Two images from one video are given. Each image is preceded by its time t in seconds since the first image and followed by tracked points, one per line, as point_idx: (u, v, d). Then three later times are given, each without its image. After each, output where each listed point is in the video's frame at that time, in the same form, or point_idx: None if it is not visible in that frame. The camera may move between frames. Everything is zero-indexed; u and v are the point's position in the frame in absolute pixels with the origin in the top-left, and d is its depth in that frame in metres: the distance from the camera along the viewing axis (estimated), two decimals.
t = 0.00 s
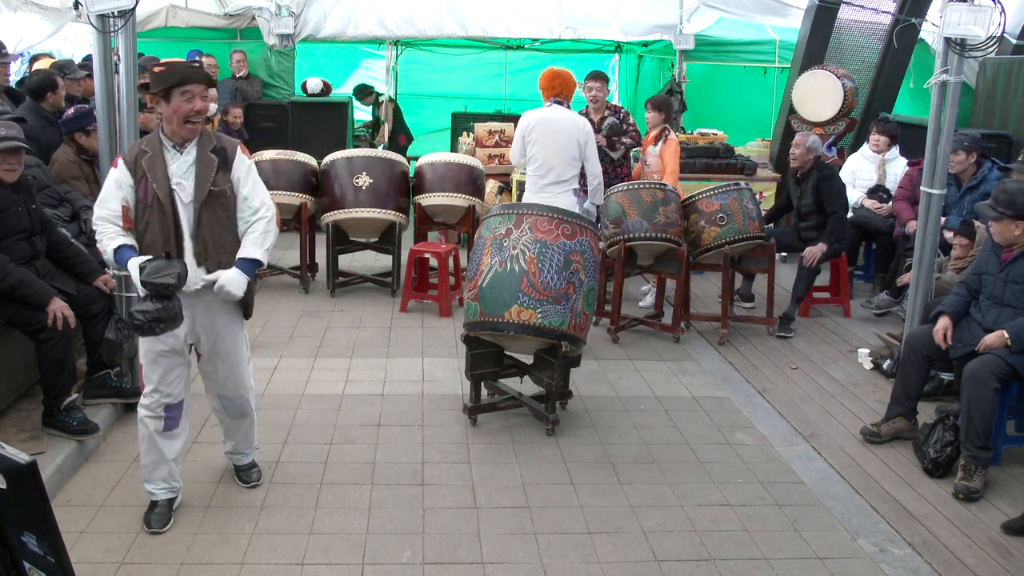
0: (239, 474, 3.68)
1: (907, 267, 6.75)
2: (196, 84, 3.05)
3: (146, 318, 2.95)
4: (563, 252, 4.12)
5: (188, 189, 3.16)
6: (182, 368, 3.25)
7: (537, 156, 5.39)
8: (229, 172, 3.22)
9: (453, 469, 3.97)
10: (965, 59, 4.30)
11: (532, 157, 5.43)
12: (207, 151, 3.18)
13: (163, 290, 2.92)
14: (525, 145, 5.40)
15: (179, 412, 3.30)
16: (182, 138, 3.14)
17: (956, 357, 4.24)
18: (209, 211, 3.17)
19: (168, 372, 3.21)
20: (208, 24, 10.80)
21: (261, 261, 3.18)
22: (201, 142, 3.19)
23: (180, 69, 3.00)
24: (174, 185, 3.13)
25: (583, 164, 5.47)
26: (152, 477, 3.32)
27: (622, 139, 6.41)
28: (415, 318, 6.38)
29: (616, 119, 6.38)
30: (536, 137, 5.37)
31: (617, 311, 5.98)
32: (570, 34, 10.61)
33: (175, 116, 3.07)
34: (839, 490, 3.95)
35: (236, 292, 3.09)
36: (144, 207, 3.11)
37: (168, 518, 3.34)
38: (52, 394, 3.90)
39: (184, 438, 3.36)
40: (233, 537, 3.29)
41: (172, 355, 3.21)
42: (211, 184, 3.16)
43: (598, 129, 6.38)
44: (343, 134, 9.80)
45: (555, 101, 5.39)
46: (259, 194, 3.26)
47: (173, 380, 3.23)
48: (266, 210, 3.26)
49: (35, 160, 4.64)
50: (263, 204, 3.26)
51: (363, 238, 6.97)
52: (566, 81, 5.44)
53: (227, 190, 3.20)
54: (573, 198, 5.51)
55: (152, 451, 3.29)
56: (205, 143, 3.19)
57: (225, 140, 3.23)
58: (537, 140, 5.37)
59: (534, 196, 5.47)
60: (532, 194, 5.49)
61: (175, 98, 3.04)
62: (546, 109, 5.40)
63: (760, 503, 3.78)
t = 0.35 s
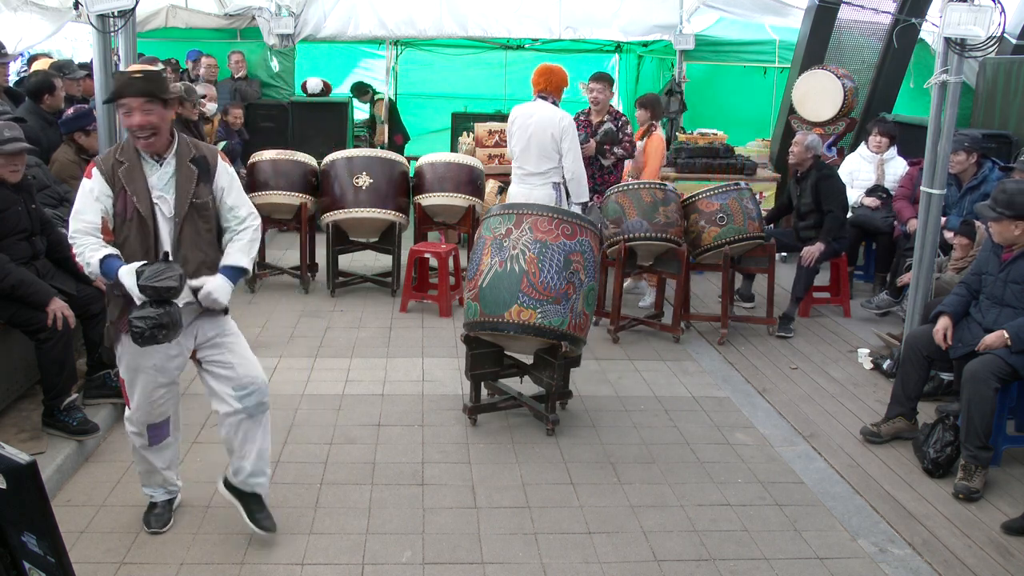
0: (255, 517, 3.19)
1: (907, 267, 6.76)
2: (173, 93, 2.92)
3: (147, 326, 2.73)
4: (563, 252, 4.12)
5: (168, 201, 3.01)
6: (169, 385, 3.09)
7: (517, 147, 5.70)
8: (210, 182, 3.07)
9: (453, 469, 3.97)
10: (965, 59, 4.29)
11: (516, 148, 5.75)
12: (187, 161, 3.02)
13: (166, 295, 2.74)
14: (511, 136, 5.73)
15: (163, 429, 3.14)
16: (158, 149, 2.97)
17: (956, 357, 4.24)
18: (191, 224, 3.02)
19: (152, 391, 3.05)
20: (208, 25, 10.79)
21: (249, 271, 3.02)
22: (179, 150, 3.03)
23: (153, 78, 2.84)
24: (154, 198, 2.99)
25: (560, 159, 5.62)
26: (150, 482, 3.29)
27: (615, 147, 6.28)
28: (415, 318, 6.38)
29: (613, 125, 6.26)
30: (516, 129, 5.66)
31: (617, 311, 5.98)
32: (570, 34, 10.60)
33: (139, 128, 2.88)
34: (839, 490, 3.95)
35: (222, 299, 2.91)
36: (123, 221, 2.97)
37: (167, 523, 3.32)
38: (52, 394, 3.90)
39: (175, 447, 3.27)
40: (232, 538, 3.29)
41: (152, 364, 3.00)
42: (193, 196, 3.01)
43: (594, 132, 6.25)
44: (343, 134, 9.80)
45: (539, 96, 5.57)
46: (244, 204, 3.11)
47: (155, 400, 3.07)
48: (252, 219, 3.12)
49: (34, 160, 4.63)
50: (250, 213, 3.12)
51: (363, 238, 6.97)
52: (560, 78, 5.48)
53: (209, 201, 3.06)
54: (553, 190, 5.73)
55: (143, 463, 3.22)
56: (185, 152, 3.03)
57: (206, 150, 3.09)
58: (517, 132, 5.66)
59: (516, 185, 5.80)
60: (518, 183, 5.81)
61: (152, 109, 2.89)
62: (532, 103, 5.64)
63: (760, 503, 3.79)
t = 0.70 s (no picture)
0: (257, 546, 3.15)
1: (907, 267, 6.76)
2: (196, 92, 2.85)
3: (148, 330, 2.69)
4: (563, 252, 4.12)
5: (178, 201, 2.90)
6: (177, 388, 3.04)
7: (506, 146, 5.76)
8: (225, 185, 2.93)
9: (453, 469, 3.97)
10: (965, 59, 4.29)
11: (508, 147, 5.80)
12: (202, 162, 2.89)
13: (163, 296, 2.66)
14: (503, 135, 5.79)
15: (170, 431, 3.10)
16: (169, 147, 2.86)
17: (956, 357, 4.24)
18: (198, 228, 2.90)
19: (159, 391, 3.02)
20: (208, 24, 10.79)
21: (239, 276, 2.88)
22: (197, 149, 2.91)
23: (178, 75, 2.76)
24: (164, 197, 2.88)
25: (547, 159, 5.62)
26: (149, 478, 3.25)
27: (618, 151, 6.09)
28: (415, 318, 6.38)
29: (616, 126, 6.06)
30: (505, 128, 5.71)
31: (617, 311, 5.99)
32: (570, 34, 10.60)
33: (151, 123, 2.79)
34: (839, 490, 3.95)
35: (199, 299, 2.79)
36: (134, 219, 2.90)
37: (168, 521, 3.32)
38: (52, 393, 3.90)
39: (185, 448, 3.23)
40: (232, 537, 3.29)
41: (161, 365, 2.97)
42: (201, 199, 2.88)
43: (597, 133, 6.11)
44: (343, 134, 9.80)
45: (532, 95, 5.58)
46: (257, 211, 2.95)
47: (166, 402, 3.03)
48: (260, 230, 2.94)
49: (35, 160, 4.64)
50: (262, 221, 2.95)
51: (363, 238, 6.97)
52: (553, 80, 5.49)
53: (221, 205, 2.91)
54: (539, 190, 5.73)
55: (147, 461, 3.19)
56: (200, 152, 2.90)
57: (226, 151, 2.95)
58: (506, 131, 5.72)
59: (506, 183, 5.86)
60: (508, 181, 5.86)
61: (165, 106, 2.79)
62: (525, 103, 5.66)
63: (760, 503, 3.78)
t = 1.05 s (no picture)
0: (257, 546, 3.14)
1: (907, 267, 6.77)
2: (204, 90, 2.72)
3: (134, 343, 2.64)
4: (563, 252, 4.12)
5: (201, 207, 2.82)
6: (184, 394, 2.91)
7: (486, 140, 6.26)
8: (248, 189, 2.83)
9: (453, 469, 3.97)
10: (965, 59, 4.29)
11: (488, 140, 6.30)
12: (224, 166, 2.81)
13: (150, 308, 2.63)
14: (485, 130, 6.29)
15: (168, 444, 2.92)
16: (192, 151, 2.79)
17: (956, 357, 4.23)
18: (220, 233, 2.82)
19: (165, 399, 2.88)
20: (208, 24, 10.78)
21: (266, 298, 2.78)
22: (220, 150, 2.83)
23: (176, 77, 2.62)
24: (187, 202, 2.81)
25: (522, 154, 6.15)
26: (141, 502, 3.02)
27: (614, 149, 6.07)
28: (415, 318, 6.38)
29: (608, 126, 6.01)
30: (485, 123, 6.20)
31: (617, 311, 5.99)
32: (570, 34, 10.60)
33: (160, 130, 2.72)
34: (839, 490, 3.95)
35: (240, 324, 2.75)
36: (160, 224, 2.86)
37: (156, 554, 3.07)
38: (52, 393, 3.90)
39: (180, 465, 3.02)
40: (231, 537, 3.29)
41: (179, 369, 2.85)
42: (223, 205, 2.80)
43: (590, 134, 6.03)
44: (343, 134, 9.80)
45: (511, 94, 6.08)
46: (277, 218, 2.83)
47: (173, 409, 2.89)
48: (279, 238, 2.81)
49: (34, 160, 4.64)
50: (280, 228, 2.82)
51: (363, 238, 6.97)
52: (530, 80, 6.00)
53: (242, 210, 2.82)
54: (516, 184, 6.25)
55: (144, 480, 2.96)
56: (223, 154, 2.82)
57: (249, 151, 2.86)
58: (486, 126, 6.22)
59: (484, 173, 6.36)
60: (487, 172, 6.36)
61: (169, 112, 2.69)
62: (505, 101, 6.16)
63: (760, 503, 3.79)
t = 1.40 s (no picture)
0: (257, 546, 3.14)
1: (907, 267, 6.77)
2: (200, 93, 2.72)
3: (117, 352, 2.62)
4: (563, 252, 4.12)
5: (190, 212, 2.81)
6: (184, 404, 2.89)
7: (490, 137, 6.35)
8: (239, 194, 2.82)
9: (453, 469, 3.97)
10: (965, 59, 4.29)
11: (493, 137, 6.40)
12: (216, 171, 2.80)
13: (137, 319, 2.59)
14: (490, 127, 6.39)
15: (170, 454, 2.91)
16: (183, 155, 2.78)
17: (956, 357, 4.23)
18: (210, 239, 2.81)
19: (164, 409, 2.86)
20: (208, 24, 10.78)
21: (255, 305, 2.74)
22: (212, 155, 2.81)
23: (171, 78, 2.62)
24: (177, 206, 2.81)
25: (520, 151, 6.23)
26: (146, 516, 2.98)
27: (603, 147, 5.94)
28: (416, 318, 6.38)
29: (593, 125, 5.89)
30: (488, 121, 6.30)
31: (617, 311, 5.99)
32: (570, 34, 10.60)
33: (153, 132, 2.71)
34: (839, 490, 3.95)
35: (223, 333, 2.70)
36: (149, 228, 2.87)
37: (151, 571, 3.01)
38: (52, 393, 3.90)
39: (185, 483, 2.99)
40: (231, 538, 3.29)
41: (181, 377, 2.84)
42: (213, 210, 2.79)
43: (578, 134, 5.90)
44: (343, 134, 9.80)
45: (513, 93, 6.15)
46: (268, 224, 2.81)
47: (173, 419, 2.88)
48: (270, 245, 2.79)
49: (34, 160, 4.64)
50: (271, 235, 2.80)
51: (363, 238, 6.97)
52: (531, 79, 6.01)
53: (232, 216, 2.81)
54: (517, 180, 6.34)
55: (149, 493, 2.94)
56: (214, 159, 2.81)
57: (242, 157, 2.84)
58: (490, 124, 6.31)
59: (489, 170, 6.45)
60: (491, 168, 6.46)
61: (163, 113, 2.68)
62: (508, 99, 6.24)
63: (760, 503, 3.79)
